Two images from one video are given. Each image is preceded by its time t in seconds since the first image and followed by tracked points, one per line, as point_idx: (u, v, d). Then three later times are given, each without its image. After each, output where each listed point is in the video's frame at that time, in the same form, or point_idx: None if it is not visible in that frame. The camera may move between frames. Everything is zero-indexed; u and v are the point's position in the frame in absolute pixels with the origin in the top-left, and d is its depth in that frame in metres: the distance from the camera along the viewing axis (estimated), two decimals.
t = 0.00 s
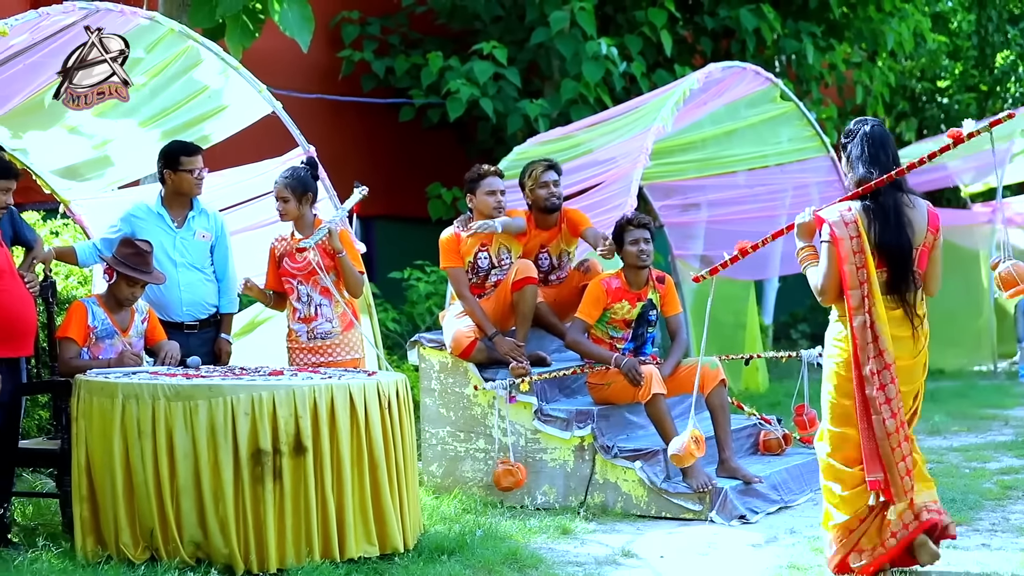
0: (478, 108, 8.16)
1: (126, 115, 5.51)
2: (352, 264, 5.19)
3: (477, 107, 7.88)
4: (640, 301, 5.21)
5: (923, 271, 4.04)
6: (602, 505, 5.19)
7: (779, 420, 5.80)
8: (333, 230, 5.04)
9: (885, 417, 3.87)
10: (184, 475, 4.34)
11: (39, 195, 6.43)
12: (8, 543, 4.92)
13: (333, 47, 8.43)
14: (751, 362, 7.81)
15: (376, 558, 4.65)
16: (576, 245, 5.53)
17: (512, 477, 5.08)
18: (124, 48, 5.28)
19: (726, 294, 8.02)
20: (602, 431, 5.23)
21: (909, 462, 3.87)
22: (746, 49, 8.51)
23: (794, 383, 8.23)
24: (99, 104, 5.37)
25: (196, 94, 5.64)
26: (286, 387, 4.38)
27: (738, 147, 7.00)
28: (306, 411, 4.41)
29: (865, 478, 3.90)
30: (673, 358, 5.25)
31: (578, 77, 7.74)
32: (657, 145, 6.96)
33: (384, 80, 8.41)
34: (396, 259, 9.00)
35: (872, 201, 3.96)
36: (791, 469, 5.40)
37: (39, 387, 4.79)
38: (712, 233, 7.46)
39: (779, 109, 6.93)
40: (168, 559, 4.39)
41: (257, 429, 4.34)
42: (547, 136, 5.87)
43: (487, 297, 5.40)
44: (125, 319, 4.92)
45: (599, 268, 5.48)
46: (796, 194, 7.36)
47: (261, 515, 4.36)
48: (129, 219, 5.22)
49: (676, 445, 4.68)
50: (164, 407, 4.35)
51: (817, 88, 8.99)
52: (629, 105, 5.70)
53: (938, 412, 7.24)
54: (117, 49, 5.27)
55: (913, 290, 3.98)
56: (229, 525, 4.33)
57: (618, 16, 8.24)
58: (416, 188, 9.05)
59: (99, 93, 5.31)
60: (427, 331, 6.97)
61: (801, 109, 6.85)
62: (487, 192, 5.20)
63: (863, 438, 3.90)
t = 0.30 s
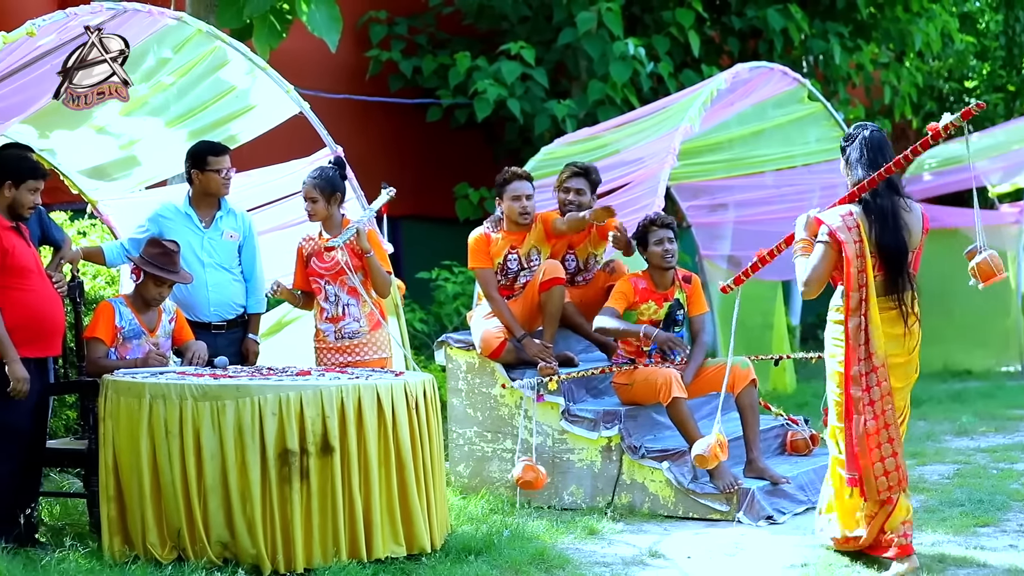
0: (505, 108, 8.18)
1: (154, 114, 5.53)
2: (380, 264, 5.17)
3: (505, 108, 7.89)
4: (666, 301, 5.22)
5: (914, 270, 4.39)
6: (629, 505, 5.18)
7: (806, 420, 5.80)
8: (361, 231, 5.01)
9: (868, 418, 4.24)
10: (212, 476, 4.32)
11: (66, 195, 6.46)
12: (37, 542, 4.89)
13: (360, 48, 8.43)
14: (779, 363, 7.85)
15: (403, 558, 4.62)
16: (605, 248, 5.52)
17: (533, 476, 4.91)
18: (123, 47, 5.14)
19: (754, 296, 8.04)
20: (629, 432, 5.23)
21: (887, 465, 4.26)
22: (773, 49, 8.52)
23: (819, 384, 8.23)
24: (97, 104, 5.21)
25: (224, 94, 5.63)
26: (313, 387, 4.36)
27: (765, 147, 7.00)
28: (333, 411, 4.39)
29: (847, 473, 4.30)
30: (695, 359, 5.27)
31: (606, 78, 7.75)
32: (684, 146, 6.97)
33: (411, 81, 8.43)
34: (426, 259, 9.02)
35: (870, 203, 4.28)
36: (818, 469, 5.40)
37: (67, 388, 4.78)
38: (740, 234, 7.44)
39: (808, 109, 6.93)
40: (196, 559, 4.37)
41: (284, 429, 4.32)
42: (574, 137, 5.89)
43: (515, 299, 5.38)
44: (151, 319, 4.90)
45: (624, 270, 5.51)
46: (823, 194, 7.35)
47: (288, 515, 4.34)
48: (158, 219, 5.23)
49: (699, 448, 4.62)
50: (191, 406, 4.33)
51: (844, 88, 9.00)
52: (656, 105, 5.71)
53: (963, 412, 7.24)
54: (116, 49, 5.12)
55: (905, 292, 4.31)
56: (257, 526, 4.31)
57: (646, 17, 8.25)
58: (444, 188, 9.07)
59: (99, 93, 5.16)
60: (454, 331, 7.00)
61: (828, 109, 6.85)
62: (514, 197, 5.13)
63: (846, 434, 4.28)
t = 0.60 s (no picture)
0: (535, 108, 8.19)
1: (184, 114, 5.55)
2: (410, 265, 5.19)
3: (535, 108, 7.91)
4: (688, 296, 5.20)
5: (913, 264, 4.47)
6: (660, 505, 5.18)
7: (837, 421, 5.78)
8: (391, 231, 5.04)
9: (860, 403, 4.32)
10: (242, 476, 4.27)
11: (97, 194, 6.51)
12: (67, 541, 4.87)
13: (390, 47, 8.45)
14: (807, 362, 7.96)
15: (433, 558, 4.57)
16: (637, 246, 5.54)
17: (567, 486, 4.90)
18: (123, 48, 5.04)
19: (785, 296, 8.25)
20: (660, 431, 5.23)
21: (880, 448, 4.32)
22: (804, 48, 8.52)
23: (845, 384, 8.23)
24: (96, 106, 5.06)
25: (255, 94, 5.64)
26: (344, 386, 4.32)
27: (795, 147, 6.99)
28: (364, 411, 4.34)
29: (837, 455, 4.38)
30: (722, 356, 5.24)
31: (636, 77, 7.77)
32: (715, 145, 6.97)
33: (442, 81, 8.46)
34: (455, 259, 8.96)
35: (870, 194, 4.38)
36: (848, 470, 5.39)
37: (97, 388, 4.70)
38: (770, 233, 7.49)
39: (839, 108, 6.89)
40: (226, 559, 4.32)
41: (315, 429, 4.27)
42: (605, 136, 5.89)
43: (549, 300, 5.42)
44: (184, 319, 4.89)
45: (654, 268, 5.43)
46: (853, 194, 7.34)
47: (318, 515, 4.28)
48: (188, 218, 5.24)
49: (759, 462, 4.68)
50: (222, 406, 4.28)
51: (875, 88, 8.99)
52: (686, 105, 5.70)
53: (994, 413, 7.22)
54: (116, 50, 5.02)
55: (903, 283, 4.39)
56: (287, 526, 4.25)
57: (677, 16, 8.27)
58: (474, 188, 9.07)
59: (99, 94, 5.02)
60: (484, 330, 7.03)
61: (859, 109, 6.81)
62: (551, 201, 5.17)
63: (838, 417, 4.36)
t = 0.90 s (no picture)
0: (556, 109, 8.22)
1: (207, 114, 5.59)
2: (433, 264, 5.20)
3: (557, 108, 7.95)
4: (704, 294, 5.22)
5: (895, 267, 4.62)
6: (680, 503, 5.20)
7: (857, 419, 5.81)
8: (413, 231, 5.05)
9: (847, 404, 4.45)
10: (265, 475, 4.28)
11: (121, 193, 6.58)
12: (91, 539, 4.89)
13: (413, 49, 8.49)
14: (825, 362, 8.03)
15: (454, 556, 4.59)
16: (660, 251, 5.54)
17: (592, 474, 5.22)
18: (123, 47, 4.96)
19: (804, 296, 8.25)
20: (680, 430, 5.25)
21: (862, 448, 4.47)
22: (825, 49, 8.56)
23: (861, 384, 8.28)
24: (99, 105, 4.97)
25: (277, 95, 5.66)
26: (366, 385, 4.33)
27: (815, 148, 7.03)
28: (386, 409, 4.35)
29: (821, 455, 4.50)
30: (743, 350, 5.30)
31: (657, 78, 7.81)
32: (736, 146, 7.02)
33: (464, 82, 8.51)
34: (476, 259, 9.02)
35: (855, 200, 4.50)
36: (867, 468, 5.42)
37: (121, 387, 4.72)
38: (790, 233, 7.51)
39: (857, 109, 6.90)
40: (249, 556, 4.33)
41: (337, 427, 4.28)
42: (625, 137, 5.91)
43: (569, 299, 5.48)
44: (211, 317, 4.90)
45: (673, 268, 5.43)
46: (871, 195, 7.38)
47: (341, 513, 4.30)
48: (211, 218, 5.27)
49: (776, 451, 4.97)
50: (245, 405, 4.29)
51: (894, 88, 9.01)
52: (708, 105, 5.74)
53: (1014, 412, 7.23)
54: (115, 49, 4.95)
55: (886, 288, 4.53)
56: (310, 524, 4.27)
57: (697, 17, 8.32)
58: (496, 188, 9.12)
59: (100, 94, 4.93)
60: (506, 330, 7.09)
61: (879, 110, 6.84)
62: (580, 198, 5.25)
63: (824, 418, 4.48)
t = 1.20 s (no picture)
0: (582, 107, 8.23)
1: (235, 114, 5.60)
2: (464, 263, 5.20)
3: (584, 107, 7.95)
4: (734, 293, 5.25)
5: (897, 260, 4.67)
6: (708, 503, 5.20)
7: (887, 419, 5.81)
8: (447, 229, 5.06)
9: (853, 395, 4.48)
10: (293, 473, 4.27)
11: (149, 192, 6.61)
12: (119, 537, 4.89)
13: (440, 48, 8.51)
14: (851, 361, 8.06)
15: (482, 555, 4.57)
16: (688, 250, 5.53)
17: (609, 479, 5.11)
18: (123, 47, 4.86)
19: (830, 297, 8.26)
20: (708, 429, 5.23)
21: (863, 438, 4.52)
22: (852, 48, 8.56)
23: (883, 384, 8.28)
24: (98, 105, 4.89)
25: (305, 94, 5.71)
26: (394, 385, 4.32)
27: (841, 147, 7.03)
28: (414, 409, 4.34)
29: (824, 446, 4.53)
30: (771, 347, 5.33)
31: (684, 76, 7.82)
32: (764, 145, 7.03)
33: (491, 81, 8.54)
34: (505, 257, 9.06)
35: (863, 196, 4.52)
36: (896, 468, 5.42)
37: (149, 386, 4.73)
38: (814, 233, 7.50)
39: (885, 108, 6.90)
40: (277, 555, 4.32)
41: (365, 426, 4.27)
42: (654, 136, 5.95)
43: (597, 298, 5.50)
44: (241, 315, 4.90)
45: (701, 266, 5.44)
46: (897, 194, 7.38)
47: (368, 512, 4.29)
48: (240, 217, 5.28)
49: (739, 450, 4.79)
50: (273, 404, 4.29)
51: (922, 88, 8.99)
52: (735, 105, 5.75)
53: None
54: (116, 49, 4.84)
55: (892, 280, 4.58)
56: (338, 523, 4.26)
57: (726, 16, 8.35)
58: (524, 188, 9.13)
59: (99, 94, 4.84)
60: (533, 329, 7.11)
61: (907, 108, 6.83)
62: (602, 197, 5.23)
63: (829, 408, 4.51)
